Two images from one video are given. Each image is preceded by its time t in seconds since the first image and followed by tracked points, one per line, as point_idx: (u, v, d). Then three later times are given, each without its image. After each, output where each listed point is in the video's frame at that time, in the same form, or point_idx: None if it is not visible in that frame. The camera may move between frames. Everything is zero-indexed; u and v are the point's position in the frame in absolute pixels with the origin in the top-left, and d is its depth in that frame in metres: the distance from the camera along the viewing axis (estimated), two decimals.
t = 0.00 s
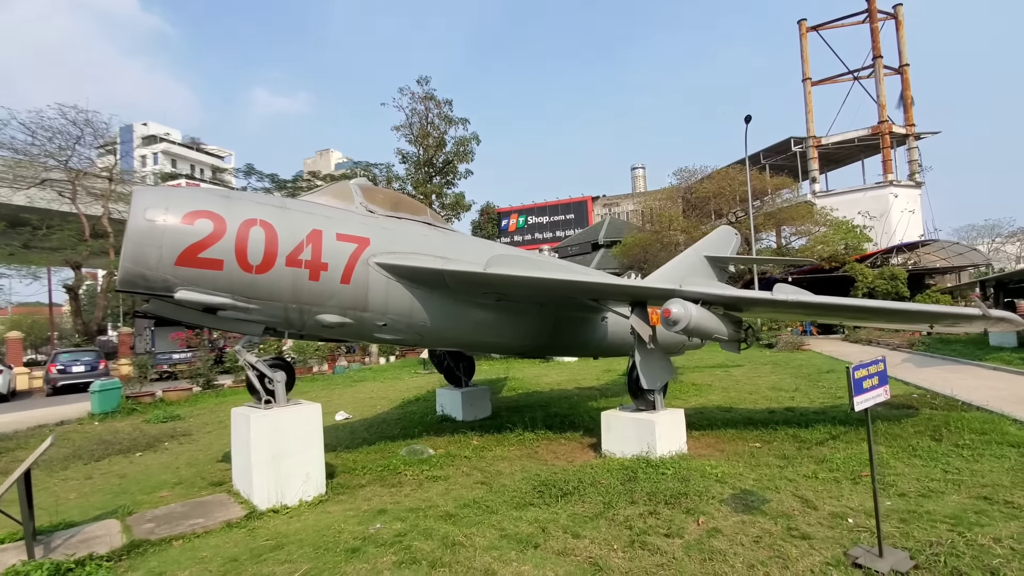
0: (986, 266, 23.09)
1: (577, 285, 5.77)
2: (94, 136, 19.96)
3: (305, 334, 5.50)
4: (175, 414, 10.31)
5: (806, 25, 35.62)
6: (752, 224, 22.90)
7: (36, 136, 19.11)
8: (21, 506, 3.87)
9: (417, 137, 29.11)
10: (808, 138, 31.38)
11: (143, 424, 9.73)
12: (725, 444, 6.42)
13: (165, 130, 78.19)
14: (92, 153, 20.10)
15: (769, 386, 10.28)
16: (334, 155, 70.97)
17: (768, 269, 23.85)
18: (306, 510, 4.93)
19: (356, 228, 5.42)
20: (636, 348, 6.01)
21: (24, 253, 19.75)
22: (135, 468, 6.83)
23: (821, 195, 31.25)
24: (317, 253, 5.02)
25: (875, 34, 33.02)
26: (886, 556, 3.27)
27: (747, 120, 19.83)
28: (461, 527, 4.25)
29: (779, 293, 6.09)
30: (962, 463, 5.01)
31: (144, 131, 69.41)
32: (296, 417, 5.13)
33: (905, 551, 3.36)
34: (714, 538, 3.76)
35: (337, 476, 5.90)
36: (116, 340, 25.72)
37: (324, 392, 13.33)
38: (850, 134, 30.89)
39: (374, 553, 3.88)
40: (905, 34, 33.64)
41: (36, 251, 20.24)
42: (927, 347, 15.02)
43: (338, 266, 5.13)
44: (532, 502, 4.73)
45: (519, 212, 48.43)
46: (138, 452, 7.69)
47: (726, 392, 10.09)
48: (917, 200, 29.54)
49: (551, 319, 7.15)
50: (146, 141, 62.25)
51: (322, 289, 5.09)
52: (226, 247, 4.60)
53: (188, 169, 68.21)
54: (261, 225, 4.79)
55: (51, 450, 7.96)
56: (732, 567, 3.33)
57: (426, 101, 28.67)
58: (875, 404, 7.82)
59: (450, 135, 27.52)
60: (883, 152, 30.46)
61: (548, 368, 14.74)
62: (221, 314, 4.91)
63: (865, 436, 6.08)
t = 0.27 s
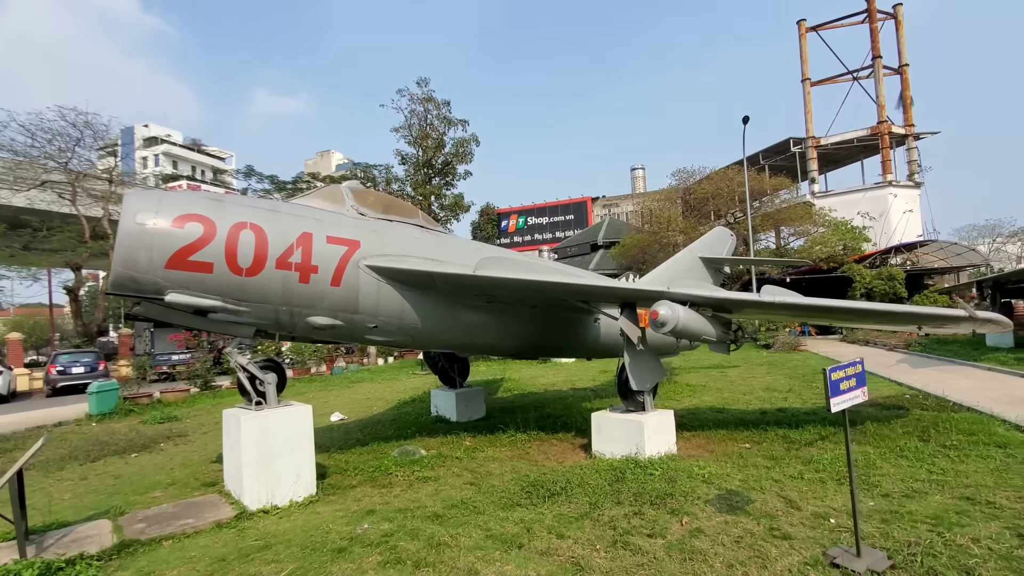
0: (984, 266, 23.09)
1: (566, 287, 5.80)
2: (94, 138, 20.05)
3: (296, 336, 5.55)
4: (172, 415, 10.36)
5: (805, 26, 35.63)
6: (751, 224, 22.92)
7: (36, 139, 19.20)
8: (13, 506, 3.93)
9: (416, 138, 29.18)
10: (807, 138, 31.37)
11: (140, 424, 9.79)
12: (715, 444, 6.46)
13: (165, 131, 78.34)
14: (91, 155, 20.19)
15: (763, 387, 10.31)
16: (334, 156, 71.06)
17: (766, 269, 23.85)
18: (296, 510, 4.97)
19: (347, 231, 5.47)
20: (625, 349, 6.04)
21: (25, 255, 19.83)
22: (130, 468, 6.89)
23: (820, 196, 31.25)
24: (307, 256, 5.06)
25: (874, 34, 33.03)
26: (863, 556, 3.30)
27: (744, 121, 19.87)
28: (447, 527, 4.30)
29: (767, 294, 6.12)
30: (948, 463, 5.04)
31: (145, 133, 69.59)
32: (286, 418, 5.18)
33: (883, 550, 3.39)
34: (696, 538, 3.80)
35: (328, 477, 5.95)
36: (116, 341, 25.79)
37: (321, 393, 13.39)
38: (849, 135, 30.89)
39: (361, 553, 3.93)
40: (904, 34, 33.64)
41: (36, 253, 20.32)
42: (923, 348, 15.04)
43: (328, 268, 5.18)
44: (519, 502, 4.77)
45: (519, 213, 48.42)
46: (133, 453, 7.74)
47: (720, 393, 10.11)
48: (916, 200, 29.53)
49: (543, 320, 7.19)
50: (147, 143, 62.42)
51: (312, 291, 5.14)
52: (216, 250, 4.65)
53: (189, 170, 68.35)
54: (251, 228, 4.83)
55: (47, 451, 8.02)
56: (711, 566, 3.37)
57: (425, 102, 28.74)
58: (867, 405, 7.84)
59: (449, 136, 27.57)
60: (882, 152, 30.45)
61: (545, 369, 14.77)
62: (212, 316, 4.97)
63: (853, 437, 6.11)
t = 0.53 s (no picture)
0: (983, 264, 23.08)
1: (556, 288, 5.86)
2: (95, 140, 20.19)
3: (288, 337, 5.63)
4: (171, 416, 10.45)
5: (804, 25, 35.62)
6: (749, 224, 22.94)
7: (37, 141, 19.34)
8: (8, 504, 4.02)
9: (416, 139, 29.27)
10: (806, 137, 31.33)
11: (139, 425, 9.88)
12: (705, 443, 6.51)
13: (167, 132, 78.65)
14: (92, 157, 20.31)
15: (757, 386, 10.35)
16: (335, 157, 71.23)
17: (765, 269, 23.87)
18: (288, 509, 5.05)
19: (338, 233, 5.54)
20: (614, 349, 6.10)
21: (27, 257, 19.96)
22: (127, 468, 6.98)
23: (819, 195, 31.23)
24: (298, 258, 5.14)
25: (873, 33, 33.01)
26: (838, 552, 3.35)
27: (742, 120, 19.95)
28: (434, 525, 4.37)
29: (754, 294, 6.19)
30: (932, 460, 5.09)
31: (148, 135, 69.90)
32: (278, 418, 5.25)
33: (859, 546, 3.44)
34: (677, 535, 3.86)
35: (321, 476, 6.03)
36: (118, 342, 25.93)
37: (319, 393, 13.48)
38: (848, 134, 30.86)
39: (348, 550, 4.00)
40: (903, 33, 33.61)
41: (38, 255, 20.45)
42: (920, 346, 15.06)
43: (319, 270, 5.25)
44: (507, 501, 4.84)
45: (520, 213, 48.46)
46: (131, 453, 7.82)
47: (715, 392, 10.15)
48: (915, 199, 29.49)
49: (535, 321, 7.25)
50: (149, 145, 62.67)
51: (303, 293, 5.21)
52: (208, 253, 4.73)
53: (191, 172, 68.61)
54: (242, 231, 4.91)
55: (46, 451, 8.11)
56: (689, 563, 3.43)
57: (424, 103, 28.83)
58: (858, 404, 7.88)
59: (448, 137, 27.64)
60: (881, 151, 30.41)
61: (543, 369, 14.82)
62: (204, 317, 5.05)
63: (841, 436, 6.16)
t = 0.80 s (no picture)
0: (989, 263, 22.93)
1: (550, 289, 5.94)
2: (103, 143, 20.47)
3: (286, 337, 5.75)
4: (176, 414, 10.64)
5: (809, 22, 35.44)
6: (752, 223, 22.89)
7: (47, 144, 19.63)
8: (12, 501, 4.18)
9: (420, 139, 29.41)
10: (811, 135, 31.18)
11: (144, 423, 10.06)
12: (698, 441, 6.57)
13: (175, 133, 79.41)
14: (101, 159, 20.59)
15: (756, 386, 10.39)
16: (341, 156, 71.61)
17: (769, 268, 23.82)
18: (285, 505, 5.17)
19: (334, 235, 5.65)
20: (607, 349, 6.18)
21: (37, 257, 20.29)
22: (131, 466, 7.14)
23: (824, 193, 31.08)
24: (295, 260, 5.25)
25: (879, 30, 32.81)
26: (817, 548, 3.41)
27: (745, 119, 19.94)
28: (426, 521, 4.48)
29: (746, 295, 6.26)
30: (920, 459, 5.13)
31: (156, 137, 70.60)
32: (275, 417, 5.37)
33: (838, 543, 3.50)
34: (662, 531, 3.94)
35: (319, 473, 6.16)
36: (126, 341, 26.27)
37: (322, 392, 13.62)
38: (853, 131, 30.67)
39: (341, 545, 4.11)
40: (909, 29, 33.39)
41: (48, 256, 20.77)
42: (923, 345, 15.02)
43: (315, 271, 5.36)
44: (498, 498, 4.94)
45: (524, 213, 48.52)
46: (136, 451, 7.99)
47: (713, 391, 10.19)
48: (921, 197, 29.29)
49: (531, 321, 7.34)
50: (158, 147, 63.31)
51: (300, 294, 5.32)
52: (206, 256, 4.85)
53: (198, 172, 69.15)
54: (240, 234, 5.04)
55: (54, 449, 8.29)
56: (670, 558, 3.52)
57: (428, 103, 28.99)
58: (854, 403, 7.91)
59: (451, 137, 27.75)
60: (887, 148, 30.21)
61: (544, 368, 14.90)
62: (204, 318, 5.18)
63: (833, 435, 6.21)
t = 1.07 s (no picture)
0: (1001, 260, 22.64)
1: (547, 289, 5.99)
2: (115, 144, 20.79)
3: (288, 335, 5.86)
4: (185, 411, 10.84)
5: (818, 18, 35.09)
6: (759, 221, 22.77)
7: (61, 146, 19.98)
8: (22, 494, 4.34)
9: (427, 139, 29.54)
10: (820, 132, 30.88)
11: (154, 420, 10.27)
12: (696, 439, 6.61)
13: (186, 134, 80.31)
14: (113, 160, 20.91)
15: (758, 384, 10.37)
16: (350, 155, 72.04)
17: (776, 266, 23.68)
18: (287, 499, 5.29)
19: (334, 236, 5.74)
20: (603, 348, 6.23)
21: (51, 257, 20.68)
22: (140, 461, 7.32)
23: (833, 190, 30.80)
24: (295, 260, 5.35)
25: (889, 25, 32.44)
26: (803, 544, 3.45)
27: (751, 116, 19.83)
28: (422, 516, 4.57)
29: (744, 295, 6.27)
30: (916, 457, 5.14)
31: (168, 137, 71.46)
32: (277, 414, 5.49)
33: (824, 540, 3.53)
34: (652, 527, 4.00)
35: (321, 469, 6.27)
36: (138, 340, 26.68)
37: (328, 390, 13.80)
38: (863, 127, 30.34)
39: (338, 539, 4.22)
40: (919, 24, 32.97)
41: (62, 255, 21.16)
42: (930, 344, 14.89)
43: (315, 271, 5.46)
44: (495, 494, 5.02)
45: (531, 211, 48.53)
46: (145, 447, 8.18)
47: (714, 389, 10.20)
48: (932, 193, 28.94)
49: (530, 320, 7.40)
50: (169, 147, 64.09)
51: (300, 293, 5.43)
52: (208, 256, 4.97)
53: (209, 172, 69.93)
54: (242, 235, 5.15)
55: (67, 445, 8.51)
56: (657, 553, 3.58)
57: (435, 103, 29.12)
58: (855, 402, 7.90)
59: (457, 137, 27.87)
60: (897, 145, 29.87)
61: (548, 367, 14.97)
62: (207, 317, 5.30)
63: (831, 433, 6.21)
